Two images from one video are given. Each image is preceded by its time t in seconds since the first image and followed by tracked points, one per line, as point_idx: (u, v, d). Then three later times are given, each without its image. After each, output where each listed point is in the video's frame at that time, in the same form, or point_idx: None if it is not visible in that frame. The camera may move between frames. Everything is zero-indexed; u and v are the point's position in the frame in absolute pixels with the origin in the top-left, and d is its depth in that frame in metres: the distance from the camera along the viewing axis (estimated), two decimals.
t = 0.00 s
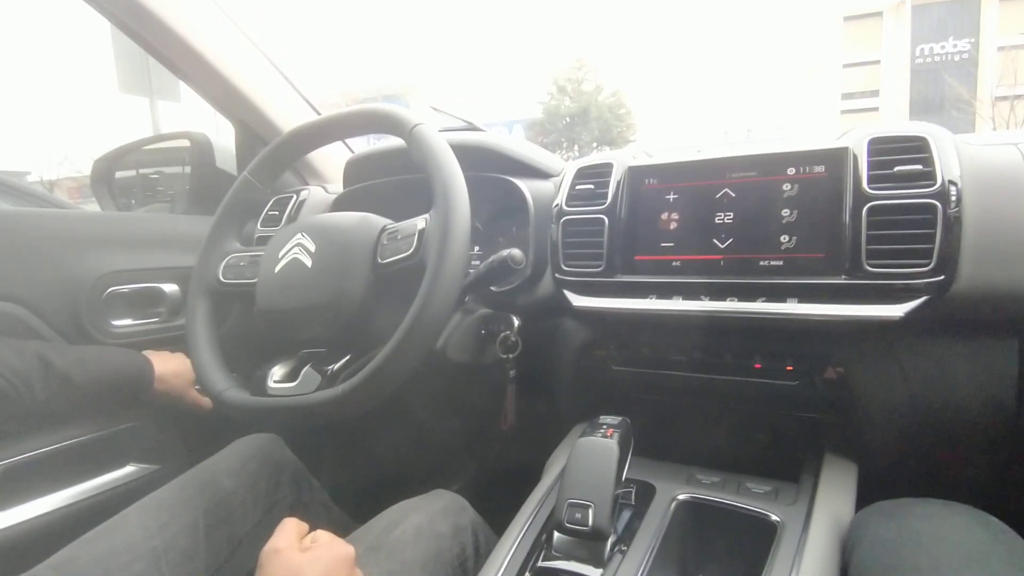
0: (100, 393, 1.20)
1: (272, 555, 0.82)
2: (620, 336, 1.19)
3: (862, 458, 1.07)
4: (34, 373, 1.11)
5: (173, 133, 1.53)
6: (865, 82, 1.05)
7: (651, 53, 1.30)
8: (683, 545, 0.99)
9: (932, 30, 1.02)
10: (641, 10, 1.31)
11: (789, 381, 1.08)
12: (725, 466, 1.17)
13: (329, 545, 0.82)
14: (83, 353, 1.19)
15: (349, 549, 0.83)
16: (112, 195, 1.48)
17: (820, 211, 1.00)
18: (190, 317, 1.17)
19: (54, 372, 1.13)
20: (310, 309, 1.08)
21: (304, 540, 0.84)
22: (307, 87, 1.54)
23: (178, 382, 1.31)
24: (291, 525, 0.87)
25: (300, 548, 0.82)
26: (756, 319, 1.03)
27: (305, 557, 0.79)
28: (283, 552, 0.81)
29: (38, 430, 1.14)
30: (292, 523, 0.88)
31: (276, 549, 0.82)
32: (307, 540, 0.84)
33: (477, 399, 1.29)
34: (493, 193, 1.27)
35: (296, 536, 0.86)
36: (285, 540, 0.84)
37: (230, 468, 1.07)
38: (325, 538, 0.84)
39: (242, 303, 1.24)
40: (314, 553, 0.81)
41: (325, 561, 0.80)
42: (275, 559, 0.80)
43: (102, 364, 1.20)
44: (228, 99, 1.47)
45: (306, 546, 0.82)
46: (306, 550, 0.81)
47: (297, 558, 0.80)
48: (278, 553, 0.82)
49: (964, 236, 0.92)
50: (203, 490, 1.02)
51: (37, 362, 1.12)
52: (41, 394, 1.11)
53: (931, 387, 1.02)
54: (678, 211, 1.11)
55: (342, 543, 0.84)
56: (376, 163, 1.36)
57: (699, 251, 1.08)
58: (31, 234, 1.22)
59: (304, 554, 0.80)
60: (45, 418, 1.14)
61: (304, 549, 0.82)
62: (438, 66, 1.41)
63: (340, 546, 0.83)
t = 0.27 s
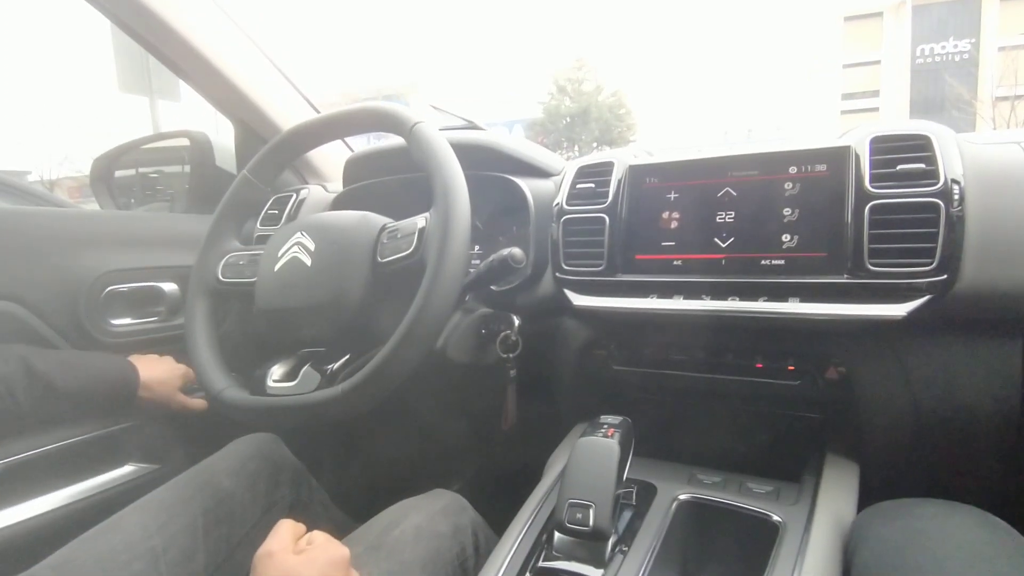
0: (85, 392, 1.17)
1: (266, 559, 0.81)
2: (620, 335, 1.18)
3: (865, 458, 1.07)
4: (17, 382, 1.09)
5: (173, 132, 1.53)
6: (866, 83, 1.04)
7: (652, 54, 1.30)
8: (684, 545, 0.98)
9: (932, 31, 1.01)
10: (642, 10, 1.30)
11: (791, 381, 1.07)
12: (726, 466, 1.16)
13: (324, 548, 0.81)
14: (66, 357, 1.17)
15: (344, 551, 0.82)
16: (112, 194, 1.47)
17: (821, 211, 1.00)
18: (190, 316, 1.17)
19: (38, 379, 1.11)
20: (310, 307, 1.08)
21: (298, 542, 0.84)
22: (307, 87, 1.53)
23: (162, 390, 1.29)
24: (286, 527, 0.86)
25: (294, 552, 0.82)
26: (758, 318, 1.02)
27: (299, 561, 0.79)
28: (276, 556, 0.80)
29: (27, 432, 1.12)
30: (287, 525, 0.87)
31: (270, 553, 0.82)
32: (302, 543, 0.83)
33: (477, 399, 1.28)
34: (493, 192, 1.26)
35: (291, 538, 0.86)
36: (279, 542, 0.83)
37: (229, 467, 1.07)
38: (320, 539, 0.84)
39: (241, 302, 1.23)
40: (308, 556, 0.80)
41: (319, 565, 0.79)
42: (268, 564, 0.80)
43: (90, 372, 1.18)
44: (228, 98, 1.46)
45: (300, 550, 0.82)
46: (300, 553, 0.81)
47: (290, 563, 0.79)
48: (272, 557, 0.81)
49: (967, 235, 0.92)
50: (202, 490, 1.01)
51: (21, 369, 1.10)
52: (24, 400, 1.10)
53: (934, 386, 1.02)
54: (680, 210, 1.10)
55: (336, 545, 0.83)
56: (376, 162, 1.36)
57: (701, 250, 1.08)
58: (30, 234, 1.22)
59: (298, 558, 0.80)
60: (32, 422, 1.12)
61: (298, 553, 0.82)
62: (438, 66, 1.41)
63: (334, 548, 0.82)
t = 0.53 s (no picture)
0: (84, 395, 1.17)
1: (263, 560, 0.81)
2: (621, 335, 1.18)
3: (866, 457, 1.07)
4: (16, 379, 1.08)
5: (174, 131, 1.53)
6: (869, 83, 1.04)
7: (653, 54, 1.29)
8: (684, 544, 0.98)
9: (933, 32, 1.01)
10: (642, 11, 1.30)
11: (792, 381, 1.07)
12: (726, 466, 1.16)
13: (321, 547, 0.81)
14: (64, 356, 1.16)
15: (341, 551, 0.82)
16: (113, 193, 1.47)
17: (823, 210, 1.00)
18: (191, 315, 1.17)
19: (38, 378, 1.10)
20: (311, 306, 1.08)
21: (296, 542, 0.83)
22: (309, 86, 1.54)
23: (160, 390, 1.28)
24: (284, 526, 0.86)
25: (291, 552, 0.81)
26: (759, 318, 1.02)
27: (296, 561, 0.78)
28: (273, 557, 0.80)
29: (18, 431, 1.11)
30: (284, 525, 0.86)
31: (267, 554, 0.81)
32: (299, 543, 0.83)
33: (478, 398, 1.28)
34: (493, 191, 1.26)
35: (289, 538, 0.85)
36: (276, 542, 0.83)
37: (229, 466, 1.07)
38: (317, 539, 0.83)
39: (242, 301, 1.23)
40: (305, 556, 0.79)
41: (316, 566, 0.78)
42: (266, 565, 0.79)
43: (91, 373, 1.17)
44: (229, 97, 1.46)
45: (297, 550, 0.81)
46: (297, 554, 0.80)
47: (286, 564, 0.78)
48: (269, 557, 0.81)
49: (969, 235, 0.92)
50: (202, 488, 1.01)
51: (20, 367, 1.09)
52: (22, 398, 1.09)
53: (935, 386, 1.02)
54: (681, 210, 1.10)
55: (334, 544, 0.82)
56: (378, 161, 1.36)
57: (702, 250, 1.08)
58: (32, 232, 1.22)
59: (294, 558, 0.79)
60: (25, 421, 1.11)
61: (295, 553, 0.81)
62: (439, 65, 1.41)
63: (331, 547, 0.82)
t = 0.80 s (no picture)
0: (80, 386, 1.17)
1: (265, 553, 0.80)
2: (624, 330, 1.18)
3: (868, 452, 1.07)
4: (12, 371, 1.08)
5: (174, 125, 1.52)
6: (872, 83, 1.03)
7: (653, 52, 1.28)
8: (686, 539, 0.98)
9: (936, 32, 0.99)
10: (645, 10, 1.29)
11: (795, 376, 1.07)
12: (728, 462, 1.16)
13: (323, 540, 0.81)
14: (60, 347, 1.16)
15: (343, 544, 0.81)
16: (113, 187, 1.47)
17: (827, 205, 0.99)
18: (192, 307, 1.16)
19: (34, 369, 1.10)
20: (314, 298, 1.07)
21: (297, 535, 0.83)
22: (311, 81, 1.53)
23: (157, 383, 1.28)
24: (285, 518, 0.86)
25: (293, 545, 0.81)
26: (763, 312, 1.02)
27: (298, 555, 0.78)
28: (275, 551, 0.79)
29: (15, 423, 1.10)
30: (286, 516, 0.86)
31: (269, 546, 0.81)
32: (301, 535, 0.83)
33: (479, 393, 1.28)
34: (496, 185, 1.26)
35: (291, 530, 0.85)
36: (278, 534, 0.83)
37: (231, 458, 1.06)
38: (319, 531, 0.83)
39: (243, 294, 1.23)
40: (306, 550, 0.79)
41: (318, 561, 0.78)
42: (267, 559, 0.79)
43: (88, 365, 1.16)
44: (231, 91, 1.46)
45: (298, 543, 0.81)
46: (299, 547, 0.80)
47: (288, 558, 0.78)
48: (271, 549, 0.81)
49: (973, 230, 0.91)
50: (203, 480, 1.01)
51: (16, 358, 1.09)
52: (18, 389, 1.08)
53: (937, 381, 1.02)
54: (684, 204, 1.10)
55: (335, 537, 0.82)
56: (380, 155, 1.36)
57: (705, 245, 1.08)
58: (32, 225, 1.22)
59: (296, 552, 0.79)
60: (20, 413, 1.10)
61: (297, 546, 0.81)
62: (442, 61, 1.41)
63: (333, 540, 0.81)
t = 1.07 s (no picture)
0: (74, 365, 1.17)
1: (265, 545, 0.80)
2: (626, 324, 1.18)
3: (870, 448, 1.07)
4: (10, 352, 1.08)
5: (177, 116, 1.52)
6: (874, 86, 1.03)
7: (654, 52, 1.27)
8: (688, 534, 0.98)
9: (937, 35, 0.99)
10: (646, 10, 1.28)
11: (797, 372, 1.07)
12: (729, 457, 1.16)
13: (323, 532, 0.80)
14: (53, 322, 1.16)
15: (343, 534, 0.81)
16: (114, 178, 1.46)
17: (831, 200, 0.99)
18: (194, 298, 1.16)
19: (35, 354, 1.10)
20: (316, 289, 1.07)
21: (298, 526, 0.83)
22: (313, 74, 1.53)
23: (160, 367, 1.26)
24: (286, 509, 0.85)
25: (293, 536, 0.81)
26: (766, 307, 1.02)
27: (298, 546, 0.78)
28: (275, 542, 0.79)
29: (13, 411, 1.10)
30: (287, 507, 0.86)
31: (269, 538, 0.81)
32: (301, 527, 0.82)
33: (481, 387, 1.28)
34: (499, 179, 1.26)
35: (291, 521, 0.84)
36: (279, 524, 0.82)
37: (232, 449, 1.06)
38: (319, 522, 0.82)
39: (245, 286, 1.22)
40: (305, 543, 0.79)
41: (317, 553, 0.78)
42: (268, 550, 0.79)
43: (88, 353, 1.16)
44: (234, 84, 1.45)
45: (298, 534, 0.81)
46: (299, 538, 0.80)
47: (287, 550, 0.78)
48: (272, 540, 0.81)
49: (978, 226, 0.91)
50: (204, 470, 1.01)
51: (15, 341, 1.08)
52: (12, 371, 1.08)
53: (940, 377, 1.02)
54: (689, 199, 1.10)
55: (336, 528, 0.81)
56: (383, 147, 1.36)
57: (709, 239, 1.07)
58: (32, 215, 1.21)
59: (296, 544, 0.78)
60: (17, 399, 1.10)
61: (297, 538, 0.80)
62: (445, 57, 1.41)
63: (333, 531, 0.81)
